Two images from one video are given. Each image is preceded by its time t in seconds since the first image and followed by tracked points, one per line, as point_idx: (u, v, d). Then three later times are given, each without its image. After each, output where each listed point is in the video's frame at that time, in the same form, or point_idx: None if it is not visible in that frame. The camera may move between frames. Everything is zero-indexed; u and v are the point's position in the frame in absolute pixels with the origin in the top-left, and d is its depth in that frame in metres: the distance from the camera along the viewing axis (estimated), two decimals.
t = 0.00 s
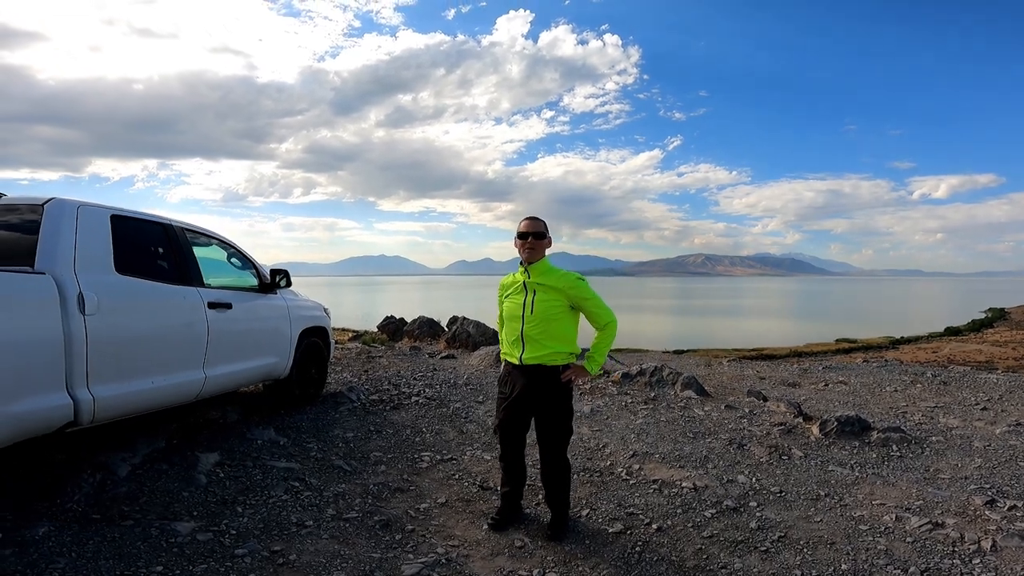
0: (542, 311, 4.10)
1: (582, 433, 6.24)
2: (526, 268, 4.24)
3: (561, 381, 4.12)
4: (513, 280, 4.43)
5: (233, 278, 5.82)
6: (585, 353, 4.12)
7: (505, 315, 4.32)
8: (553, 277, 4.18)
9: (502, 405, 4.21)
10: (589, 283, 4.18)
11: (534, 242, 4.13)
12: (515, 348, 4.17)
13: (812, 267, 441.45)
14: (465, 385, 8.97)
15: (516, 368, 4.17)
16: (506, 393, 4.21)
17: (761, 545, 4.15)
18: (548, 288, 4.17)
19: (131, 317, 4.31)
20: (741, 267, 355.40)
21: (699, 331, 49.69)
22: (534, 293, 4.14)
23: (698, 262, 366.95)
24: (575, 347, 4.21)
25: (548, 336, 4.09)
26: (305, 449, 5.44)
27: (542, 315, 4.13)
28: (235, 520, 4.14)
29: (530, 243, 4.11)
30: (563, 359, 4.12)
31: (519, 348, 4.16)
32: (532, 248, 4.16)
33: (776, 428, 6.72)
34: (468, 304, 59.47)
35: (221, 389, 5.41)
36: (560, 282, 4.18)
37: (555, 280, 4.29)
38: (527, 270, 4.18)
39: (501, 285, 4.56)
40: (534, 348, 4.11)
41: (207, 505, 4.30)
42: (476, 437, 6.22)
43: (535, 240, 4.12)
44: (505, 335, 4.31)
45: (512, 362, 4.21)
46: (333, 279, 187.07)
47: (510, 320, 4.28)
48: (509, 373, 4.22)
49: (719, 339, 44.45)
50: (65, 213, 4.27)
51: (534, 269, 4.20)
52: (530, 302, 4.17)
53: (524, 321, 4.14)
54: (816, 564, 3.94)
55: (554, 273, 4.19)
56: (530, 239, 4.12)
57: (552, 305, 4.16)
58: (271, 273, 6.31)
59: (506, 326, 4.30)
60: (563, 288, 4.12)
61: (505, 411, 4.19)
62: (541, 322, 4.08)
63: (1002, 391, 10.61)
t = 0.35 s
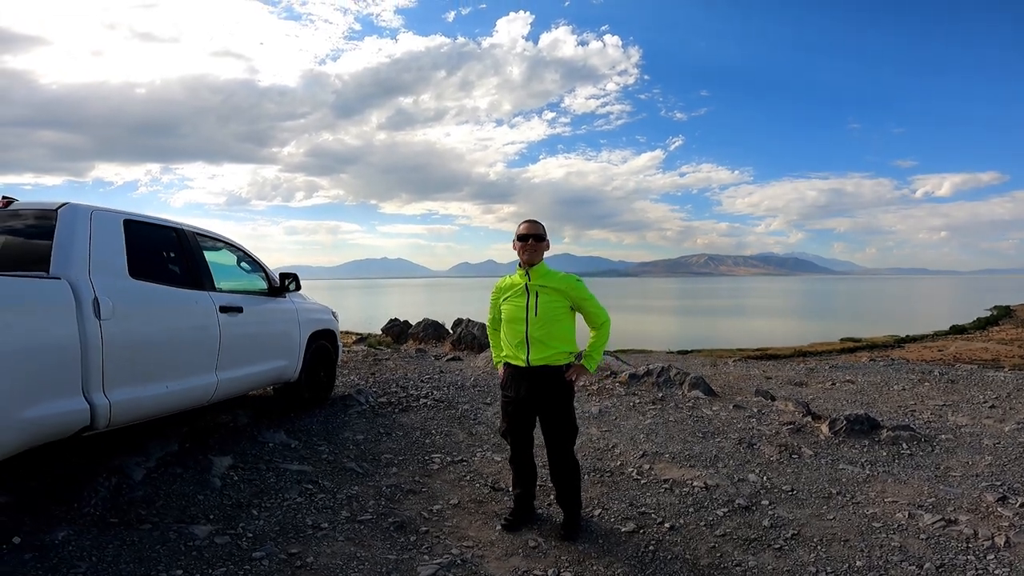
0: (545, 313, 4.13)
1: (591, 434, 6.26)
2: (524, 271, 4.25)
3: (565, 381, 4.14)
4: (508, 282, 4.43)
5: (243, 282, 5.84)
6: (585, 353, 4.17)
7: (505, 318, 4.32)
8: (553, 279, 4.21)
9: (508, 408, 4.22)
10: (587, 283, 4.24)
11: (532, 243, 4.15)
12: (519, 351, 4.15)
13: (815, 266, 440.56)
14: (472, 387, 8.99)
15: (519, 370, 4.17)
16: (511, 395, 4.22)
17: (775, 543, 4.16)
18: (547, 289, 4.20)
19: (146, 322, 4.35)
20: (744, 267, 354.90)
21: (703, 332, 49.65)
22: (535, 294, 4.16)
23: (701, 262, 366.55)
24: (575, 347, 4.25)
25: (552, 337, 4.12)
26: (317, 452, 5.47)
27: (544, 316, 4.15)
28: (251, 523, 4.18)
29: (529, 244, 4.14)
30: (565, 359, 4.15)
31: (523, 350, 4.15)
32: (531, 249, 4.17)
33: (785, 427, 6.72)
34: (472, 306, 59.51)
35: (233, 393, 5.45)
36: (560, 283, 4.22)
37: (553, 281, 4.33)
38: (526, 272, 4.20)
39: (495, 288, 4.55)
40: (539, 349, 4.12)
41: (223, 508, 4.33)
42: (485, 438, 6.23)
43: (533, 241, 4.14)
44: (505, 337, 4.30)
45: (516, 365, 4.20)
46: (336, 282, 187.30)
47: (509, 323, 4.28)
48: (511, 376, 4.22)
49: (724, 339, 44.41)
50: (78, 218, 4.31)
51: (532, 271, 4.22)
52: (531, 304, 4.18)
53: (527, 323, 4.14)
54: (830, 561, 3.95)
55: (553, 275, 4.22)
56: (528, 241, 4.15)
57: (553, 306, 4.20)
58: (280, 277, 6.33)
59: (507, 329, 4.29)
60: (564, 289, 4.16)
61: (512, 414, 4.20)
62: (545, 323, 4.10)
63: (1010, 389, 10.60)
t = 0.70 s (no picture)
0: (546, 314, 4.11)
1: (594, 436, 6.23)
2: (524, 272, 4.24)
3: (568, 382, 4.12)
4: (506, 284, 4.40)
5: (243, 286, 5.82)
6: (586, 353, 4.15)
7: (505, 319, 4.28)
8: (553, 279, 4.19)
9: (512, 410, 4.19)
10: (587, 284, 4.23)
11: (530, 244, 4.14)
12: (520, 352, 4.13)
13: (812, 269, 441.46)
14: (473, 390, 8.96)
15: (521, 372, 4.14)
16: (513, 397, 4.19)
17: (782, 543, 4.15)
18: (548, 290, 4.18)
19: (147, 325, 4.33)
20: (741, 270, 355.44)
21: (701, 335, 49.69)
22: (536, 295, 4.14)
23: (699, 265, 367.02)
24: (576, 348, 4.24)
25: (554, 337, 4.10)
26: (318, 456, 5.44)
27: (545, 317, 4.13)
28: (253, 527, 4.14)
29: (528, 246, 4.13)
30: (567, 360, 4.13)
31: (524, 351, 4.12)
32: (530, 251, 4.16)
33: (787, 427, 6.71)
34: (470, 311, 59.45)
35: (233, 397, 5.42)
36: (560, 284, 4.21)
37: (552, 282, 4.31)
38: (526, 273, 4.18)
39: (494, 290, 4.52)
40: (541, 350, 4.09)
41: (224, 512, 4.30)
42: (487, 441, 6.21)
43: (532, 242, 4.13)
44: (505, 339, 4.26)
45: (518, 366, 4.17)
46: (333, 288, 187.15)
47: (510, 324, 4.24)
48: (513, 377, 4.19)
49: (722, 342, 44.42)
50: (79, 221, 4.29)
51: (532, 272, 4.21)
52: (532, 306, 4.15)
53: (528, 323, 4.11)
54: (838, 560, 3.93)
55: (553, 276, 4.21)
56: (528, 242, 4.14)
57: (554, 307, 4.18)
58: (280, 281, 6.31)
59: (507, 331, 4.26)
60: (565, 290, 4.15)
61: (515, 416, 4.17)
62: (547, 324, 4.08)
63: (1010, 389, 10.62)
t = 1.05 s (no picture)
0: (543, 319, 3.96)
1: (593, 443, 6.09)
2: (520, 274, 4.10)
3: (566, 387, 3.98)
4: (502, 287, 4.26)
5: (233, 291, 5.67)
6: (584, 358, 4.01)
7: (500, 324, 4.14)
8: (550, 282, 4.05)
9: (507, 418, 4.05)
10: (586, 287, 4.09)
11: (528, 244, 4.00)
12: (516, 358, 4.00)
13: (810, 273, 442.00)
14: (471, 396, 8.82)
15: (518, 378, 4.00)
16: (509, 404, 4.05)
17: (790, 553, 4.00)
18: (546, 294, 4.03)
19: (130, 329, 4.18)
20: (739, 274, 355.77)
21: (700, 339, 49.58)
22: (533, 299, 4.00)
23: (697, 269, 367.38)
24: (574, 353, 4.10)
25: (551, 343, 3.96)
26: (310, 464, 5.29)
27: (543, 322, 3.99)
28: (239, 538, 4.00)
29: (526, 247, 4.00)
30: (565, 366, 3.99)
31: (521, 357, 3.98)
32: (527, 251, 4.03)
33: (791, 433, 6.58)
34: (469, 316, 59.31)
35: (222, 404, 5.26)
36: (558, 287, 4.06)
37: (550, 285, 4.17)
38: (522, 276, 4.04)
39: (489, 293, 4.38)
40: (537, 356, 3.95)
41: (209, 522, 4.15)
42: (484, 449, 6.06)
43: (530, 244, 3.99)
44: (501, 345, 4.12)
45: (514, 373, 4.03)
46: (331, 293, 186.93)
47: (506, 329, 4.10)
48: (508, 384, 4.05)
49: (722, 346, 44.30)
50: (60, 222, 4.16)
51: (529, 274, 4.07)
52: (529, 310, 4.01)
53: (525, 328, 3.97)
54: (850, 570, 3.79)
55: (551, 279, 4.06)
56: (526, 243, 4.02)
57: (552, 311, 4.03)
58: (272, 285, 6.17)
59: (503, 336, 4.11)
60: (563, 294, 4.00)
61: (511, 423, 4.03)
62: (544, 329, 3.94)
63: (1015, 392, 10.50)
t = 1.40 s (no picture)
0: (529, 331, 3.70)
1: (588, 457, 5.83)
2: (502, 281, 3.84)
3: (554, 400, 3.73)
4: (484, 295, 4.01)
5: (211, 298, 5.41)
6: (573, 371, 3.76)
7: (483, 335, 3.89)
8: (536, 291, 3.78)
9: (492, 435, 3.79)
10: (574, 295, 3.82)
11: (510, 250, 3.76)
12: (500, 373, 3.75)
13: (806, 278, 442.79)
14: (463, 406, 8.55)
15: (503, 392, 3.74)
16: (493, 420, 3.80)
17: None
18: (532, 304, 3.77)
19: (92, 338, 3.94)
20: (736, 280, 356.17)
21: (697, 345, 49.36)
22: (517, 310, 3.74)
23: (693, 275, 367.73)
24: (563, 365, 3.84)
25: (537, 357, 3.70)
26: (288, 478, 5.01)
27: (528, 333, 3.73)
28: (203, 558, 3.74)
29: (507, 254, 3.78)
30: (552, 380, 3.73)
31: (505, 372, 3.73)
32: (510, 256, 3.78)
33: (795, 444, 6.33)
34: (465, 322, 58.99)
35: (196, 416, 4.99)
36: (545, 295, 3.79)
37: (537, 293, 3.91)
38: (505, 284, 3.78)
39: (472, 301, 4.12)
40: (522, 371, 3.70)
41: (173, 540, 3.89)
42: (474, 462, 5.79)
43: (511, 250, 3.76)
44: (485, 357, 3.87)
45: (498, 388, 3.78)
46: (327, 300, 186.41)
47: (489, 341, 3.85)
48: (492, 399, 3.80)
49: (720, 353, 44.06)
50: (19, 224, 3.93)
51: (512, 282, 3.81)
52: (514, 322, 3.75)
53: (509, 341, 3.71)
54: None
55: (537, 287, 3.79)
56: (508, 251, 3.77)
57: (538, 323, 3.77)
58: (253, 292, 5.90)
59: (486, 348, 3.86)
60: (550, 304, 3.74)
61: (495, 440, 3.78)
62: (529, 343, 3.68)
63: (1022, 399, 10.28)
